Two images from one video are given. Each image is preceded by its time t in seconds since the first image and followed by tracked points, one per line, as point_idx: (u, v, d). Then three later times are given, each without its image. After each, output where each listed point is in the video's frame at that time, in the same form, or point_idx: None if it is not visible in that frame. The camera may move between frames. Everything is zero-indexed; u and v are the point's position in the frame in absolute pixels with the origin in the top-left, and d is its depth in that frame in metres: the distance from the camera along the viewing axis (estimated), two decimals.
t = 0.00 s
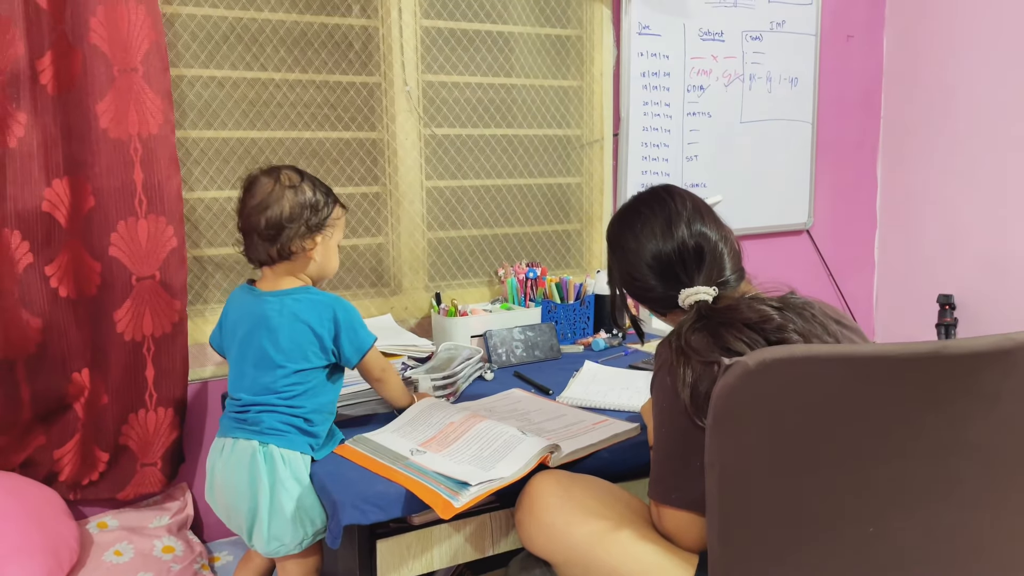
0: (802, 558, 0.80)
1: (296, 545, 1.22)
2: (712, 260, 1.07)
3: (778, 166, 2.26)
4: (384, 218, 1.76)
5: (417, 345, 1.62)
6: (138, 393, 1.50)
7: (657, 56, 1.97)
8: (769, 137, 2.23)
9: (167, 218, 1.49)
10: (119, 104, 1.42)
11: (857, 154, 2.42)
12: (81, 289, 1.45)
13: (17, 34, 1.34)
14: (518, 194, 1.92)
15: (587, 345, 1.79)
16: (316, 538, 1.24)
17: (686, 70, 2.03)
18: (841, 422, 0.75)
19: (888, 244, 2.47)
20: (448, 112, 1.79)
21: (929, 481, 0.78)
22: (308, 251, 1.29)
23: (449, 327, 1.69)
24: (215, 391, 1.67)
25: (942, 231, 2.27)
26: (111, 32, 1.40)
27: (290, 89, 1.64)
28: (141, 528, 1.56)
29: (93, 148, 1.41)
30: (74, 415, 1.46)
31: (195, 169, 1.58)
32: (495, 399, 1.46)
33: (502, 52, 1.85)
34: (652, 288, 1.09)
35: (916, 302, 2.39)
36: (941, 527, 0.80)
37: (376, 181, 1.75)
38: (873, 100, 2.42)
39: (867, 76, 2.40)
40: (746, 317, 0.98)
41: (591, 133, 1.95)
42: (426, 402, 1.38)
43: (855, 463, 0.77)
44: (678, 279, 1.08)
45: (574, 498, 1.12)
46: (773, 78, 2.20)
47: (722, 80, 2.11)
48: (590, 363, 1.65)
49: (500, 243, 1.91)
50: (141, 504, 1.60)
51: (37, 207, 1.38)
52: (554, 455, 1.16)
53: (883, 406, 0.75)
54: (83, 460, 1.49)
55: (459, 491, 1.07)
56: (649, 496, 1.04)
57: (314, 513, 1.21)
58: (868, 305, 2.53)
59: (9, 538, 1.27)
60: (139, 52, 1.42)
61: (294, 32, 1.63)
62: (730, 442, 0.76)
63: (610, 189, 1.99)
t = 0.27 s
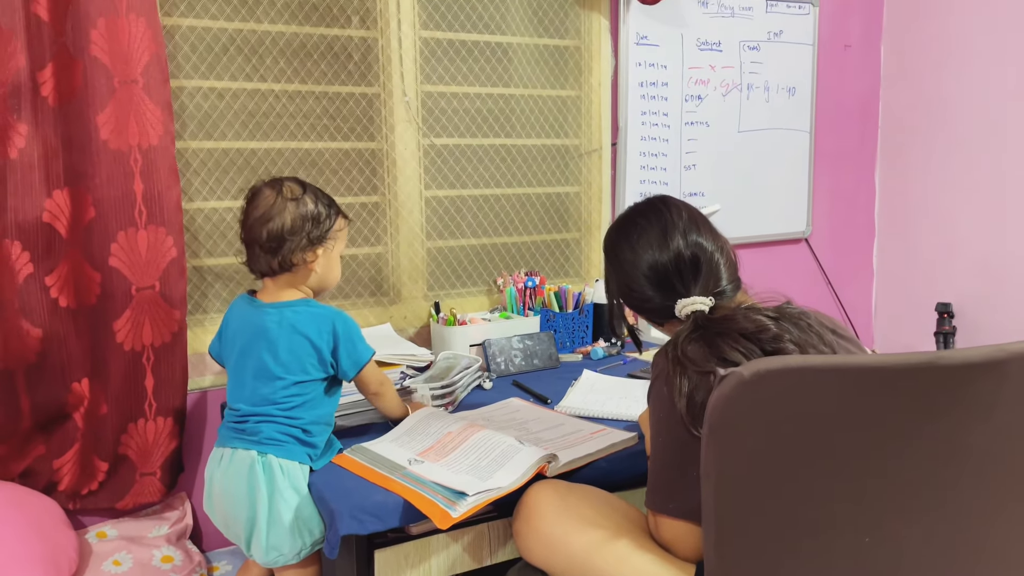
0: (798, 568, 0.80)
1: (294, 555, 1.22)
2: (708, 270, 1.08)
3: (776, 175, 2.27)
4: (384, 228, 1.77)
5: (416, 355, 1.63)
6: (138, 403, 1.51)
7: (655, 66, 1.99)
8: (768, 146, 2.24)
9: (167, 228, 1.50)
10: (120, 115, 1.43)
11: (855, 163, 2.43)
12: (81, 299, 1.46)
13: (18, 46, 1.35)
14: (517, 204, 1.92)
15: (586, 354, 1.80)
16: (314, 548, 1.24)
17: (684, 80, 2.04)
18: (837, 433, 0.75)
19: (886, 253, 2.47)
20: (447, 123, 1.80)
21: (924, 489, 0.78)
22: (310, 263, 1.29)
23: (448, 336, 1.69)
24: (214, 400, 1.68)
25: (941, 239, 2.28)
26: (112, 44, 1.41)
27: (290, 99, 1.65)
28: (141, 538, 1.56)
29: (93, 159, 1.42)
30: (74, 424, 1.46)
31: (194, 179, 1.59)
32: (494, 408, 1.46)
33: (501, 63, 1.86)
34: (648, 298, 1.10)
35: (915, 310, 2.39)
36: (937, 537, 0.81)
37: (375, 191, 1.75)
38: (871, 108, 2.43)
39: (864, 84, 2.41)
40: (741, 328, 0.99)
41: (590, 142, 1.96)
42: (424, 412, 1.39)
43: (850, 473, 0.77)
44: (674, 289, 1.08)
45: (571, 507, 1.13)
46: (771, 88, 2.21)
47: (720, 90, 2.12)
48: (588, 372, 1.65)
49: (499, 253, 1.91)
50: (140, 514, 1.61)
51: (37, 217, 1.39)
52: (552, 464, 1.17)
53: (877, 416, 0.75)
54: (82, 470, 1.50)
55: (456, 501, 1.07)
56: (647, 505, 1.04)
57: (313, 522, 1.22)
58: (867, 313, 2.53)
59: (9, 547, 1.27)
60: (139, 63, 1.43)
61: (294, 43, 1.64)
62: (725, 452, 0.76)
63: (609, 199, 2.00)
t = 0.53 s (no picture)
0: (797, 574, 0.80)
1: (294, 562, 1.21)
2: (707, 277, 1.08)
3: (775, 180, 2.27)
4: (383, 234, 1.77)
5: (416, 362, 1.63)
6: (139, 410, 1.51)
7: (654, 73, 2.00)
8: (767, 153, 2.24)
9: (168, 236, 1.50)
10: (121, 124, 1.44)
11: (854, 169, 2.43)
12: (82, 306, 1.46)
13: (20, 56, 1.35)
14: (516, 210, 1.93)
15: (586, 360, 1.80)
16: (314, 555, 1.23)
17: (683, 87, 2.05)
18: (835, 439, 0.76)
19: (886, 258, 2.47)
20: (447, 130, 1.81)
21: (922, 495, 0.79)
22: (318, 274, 1.30)
23: (448, 343, 1.69)
24: (215, 407, 1.68)
25: (940, 244, 2.28)
26: (113, 53, 1.42)
27: (290, 107, 1.66)
28: (141, 544, 1.57)
29: (94, 167, 1.43)
30: (75, 432, 1.47)
31: (195, 187, 1.60)
32: (494, 415, 1.46)
33: (500, 70, 1.86)
34: (648, 305, 1.10)
35: (915, 315, 2.39)
36: (936, 542, 0.81)
37: (375, 199, 1.76)
38: (871, 114, 2.44)
39: (863, 90, 2.41)
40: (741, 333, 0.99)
41: (589, 149, 1.97)
42: (424, 418, 1.39)
43: (848, 479, 0.77)
44: (674, 296, 1.08)
45: (571, 513, 1.13)
46: (770, 94, 2.22)
47: (719, 96, 2.12)
48: (588, 378, 1.65)
49: (499, 259, 1.92)
50: (141, 521, 1.61)
51: (39, 225, 1.40)
52: (552, 471, 1.17)
53: (875, 422, 0.75)
54: (83, 477, 1.50)
55: (456, 508, 1.07)
56: (646, 511, 1.04)
57: (313, 529, 1.21)
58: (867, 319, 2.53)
59: (10, 555, 1.27)
60: (141, 72, 1.44)
61: (294, 51, 1.65)
62: (725, 459, 0.76)
63: (608, 205, 2.00)
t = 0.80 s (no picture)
0: None
1: (290, 564, 1.21)
2: (705, 280, 1.08)
3: (774, 184, 2.27)
4: (382, 239, 1.78)
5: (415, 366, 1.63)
6: (138, 415, 1.51)
7: (652, 77, 2.00)
8: (765, 156, 2.25)
9: (167, 241, 1.51)
10: (121, 129, 1.44)
11: (853, 172, 2.44)
12: (82, 311, 1.47)
13: (20, 62, 1.36)
14: (515, 214, 1.93)
15: (585, 364, 1.80)
16: (309, 558, 1.23)
17: (681, 90, 2.06)
18: (831, 441, 0.76)
19: (886, 261, 2.47)
20: (445, 134, 1.82)
21: (919, 495, 0.78)
22: (332, 279, 1.32)
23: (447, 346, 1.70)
24: (215, 412, 1.68)
25: (940, 247, 2.28)
26: (113, 59, 1.42)
27: (289, 112, 1.67)
28: (140, 549, 1.57)
29: (94, 173, 1.43)
30: (75, 436, 1.47)
31: (195, 193, 1.60)
32: (493, 418, 1.46)
33: (498, 74, 1.87)
34: (646, 307, 1.10)
35: (914, 318, 2.39)
36: (934, 543, 0.81)
37: (374, 203, 1.77)
38: (869, 117, 2.44)
39: (862, 93, 2.42)
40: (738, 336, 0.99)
41: (588, 153, 1.98)
42: (423, 422, 1.39)
43: (845, 481, 0.77)
44: (671, 299, 1.08)
45: (569, 516, 1.13)
46: (768, 98, 2.22)
47: (717, 100, 2.13)
48: (587, 382, 1.65)
49: (499, 263, 1.92)
50: (140, 526, 1.61)
51: (38, 230, 1.40)
52: (550, 474, 1.17)
53: (871, 424, 0.75)
54: (83, 482, 1.50)
55: (455, 511, 1.07)
56: (644, 514, 1.04)
57: (309, 532, 1.21)
58: (867, 322, 2.53)
59: (9, 559, 1.28)
60: (140, 78, 1.45)
61: (293, 57, 1.65)
62: (721, 461, 0.77)
63: (607, 209, 2.01)
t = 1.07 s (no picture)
0: None
1: (295, 568, 1.23)
2: (707, 287, 1.09)
3: (778, 189, 2.28)
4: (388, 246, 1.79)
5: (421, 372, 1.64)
6: (147, 422, 1.53)
7: (655, 84, 2.01)
8: (769, 161, 2.25)
9: (176, 250, 1.52)
10: (130, 140, 1.46)
11: (856, 177, 2.45)
12: (92, 319, 1.48)
13: (31, 74, 1.38)
14: (520, 221, 1.94)
15: (590, 369, 1.81)
16: (314, 563, 1.25)
17: (684, 97, 2.07)
18: (834, 446, 0.77)
19: (890, 265, 2.48)
20: (450, 142, 1.83)
21: (922, 499, 0.79)
22: (358, 295, 1.35)
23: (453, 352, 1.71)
24: (222, 419, 1.70)
25: (943, 251, 2.28)
26: (122, 70, 1.44)
27: (296, 121, 1.68)
28: (149, 556, 1.58)
29: (103, 182, 1.45)
30: (85, 444, 1.49)
31: (203, 202, 1.62)
32: (499, 424, 1.47)
33: (503, 82, 1.88)
34: (648, 314, 1.11)
35: (918, 322, 2.39)
36: (937, 547, 0.81)
37: (380, 211, 1.78)
38: (872, 122, 2.45)
39: (864, 98, 2.43)
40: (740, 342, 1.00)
41: (591, 159, 1.99)
42: (429, 429, 1.40)
43: (848, 485, 0.78)
44: (674, 305, 1.10)
45: (575, 521, 1.13)
46: (771, 104, 2.23)
47: (720, 107, 2.14)
48: (593, 387, 1.66)
49: (504, 270, 1.93)
50: (149, 532, 1.62)
51: (49, 240, 1.42)
52: (556, 479, 1.18)
53: (874, 429, 0.76)
54: (93, 489, 1.51)
55: (462, 517, 1.08)
56: (649, 519, 1.05)
57: (316, 536, 1.23)
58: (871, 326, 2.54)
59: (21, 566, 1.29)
60: (149, 88, 1.47)
61: (299, 67, 1.67)
62: (725, 467, 0.78)
63: (611, 215, 2.02)
